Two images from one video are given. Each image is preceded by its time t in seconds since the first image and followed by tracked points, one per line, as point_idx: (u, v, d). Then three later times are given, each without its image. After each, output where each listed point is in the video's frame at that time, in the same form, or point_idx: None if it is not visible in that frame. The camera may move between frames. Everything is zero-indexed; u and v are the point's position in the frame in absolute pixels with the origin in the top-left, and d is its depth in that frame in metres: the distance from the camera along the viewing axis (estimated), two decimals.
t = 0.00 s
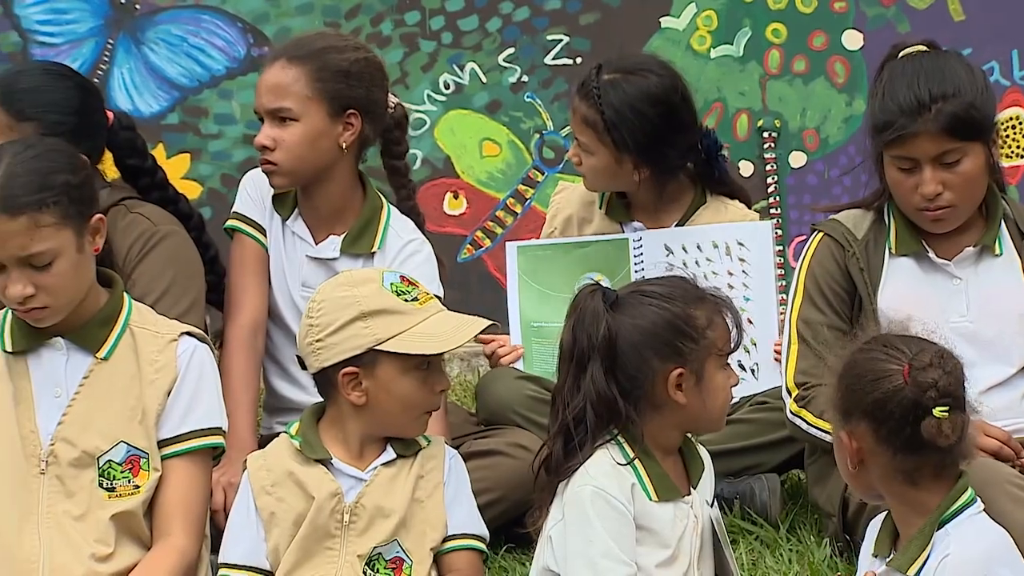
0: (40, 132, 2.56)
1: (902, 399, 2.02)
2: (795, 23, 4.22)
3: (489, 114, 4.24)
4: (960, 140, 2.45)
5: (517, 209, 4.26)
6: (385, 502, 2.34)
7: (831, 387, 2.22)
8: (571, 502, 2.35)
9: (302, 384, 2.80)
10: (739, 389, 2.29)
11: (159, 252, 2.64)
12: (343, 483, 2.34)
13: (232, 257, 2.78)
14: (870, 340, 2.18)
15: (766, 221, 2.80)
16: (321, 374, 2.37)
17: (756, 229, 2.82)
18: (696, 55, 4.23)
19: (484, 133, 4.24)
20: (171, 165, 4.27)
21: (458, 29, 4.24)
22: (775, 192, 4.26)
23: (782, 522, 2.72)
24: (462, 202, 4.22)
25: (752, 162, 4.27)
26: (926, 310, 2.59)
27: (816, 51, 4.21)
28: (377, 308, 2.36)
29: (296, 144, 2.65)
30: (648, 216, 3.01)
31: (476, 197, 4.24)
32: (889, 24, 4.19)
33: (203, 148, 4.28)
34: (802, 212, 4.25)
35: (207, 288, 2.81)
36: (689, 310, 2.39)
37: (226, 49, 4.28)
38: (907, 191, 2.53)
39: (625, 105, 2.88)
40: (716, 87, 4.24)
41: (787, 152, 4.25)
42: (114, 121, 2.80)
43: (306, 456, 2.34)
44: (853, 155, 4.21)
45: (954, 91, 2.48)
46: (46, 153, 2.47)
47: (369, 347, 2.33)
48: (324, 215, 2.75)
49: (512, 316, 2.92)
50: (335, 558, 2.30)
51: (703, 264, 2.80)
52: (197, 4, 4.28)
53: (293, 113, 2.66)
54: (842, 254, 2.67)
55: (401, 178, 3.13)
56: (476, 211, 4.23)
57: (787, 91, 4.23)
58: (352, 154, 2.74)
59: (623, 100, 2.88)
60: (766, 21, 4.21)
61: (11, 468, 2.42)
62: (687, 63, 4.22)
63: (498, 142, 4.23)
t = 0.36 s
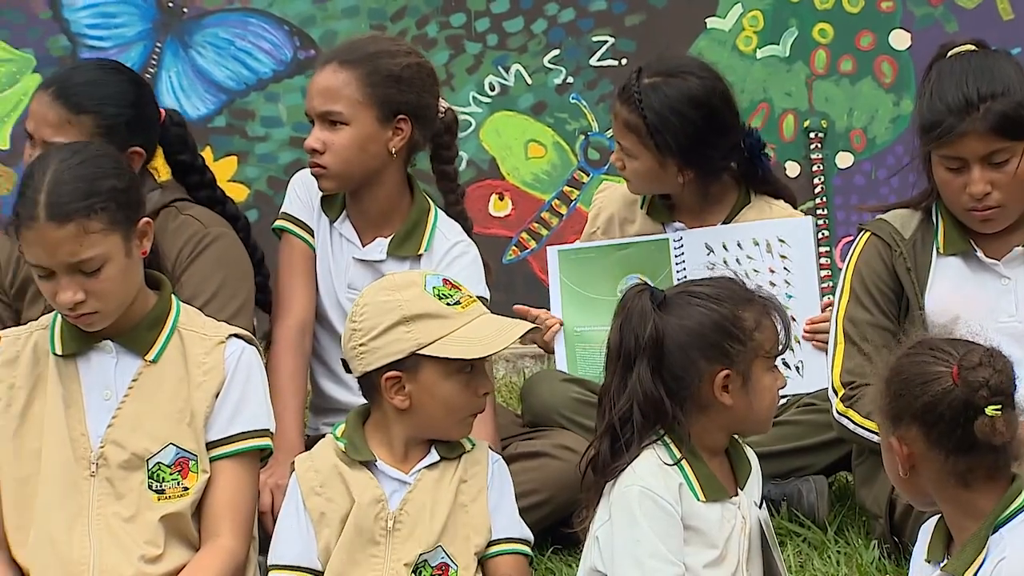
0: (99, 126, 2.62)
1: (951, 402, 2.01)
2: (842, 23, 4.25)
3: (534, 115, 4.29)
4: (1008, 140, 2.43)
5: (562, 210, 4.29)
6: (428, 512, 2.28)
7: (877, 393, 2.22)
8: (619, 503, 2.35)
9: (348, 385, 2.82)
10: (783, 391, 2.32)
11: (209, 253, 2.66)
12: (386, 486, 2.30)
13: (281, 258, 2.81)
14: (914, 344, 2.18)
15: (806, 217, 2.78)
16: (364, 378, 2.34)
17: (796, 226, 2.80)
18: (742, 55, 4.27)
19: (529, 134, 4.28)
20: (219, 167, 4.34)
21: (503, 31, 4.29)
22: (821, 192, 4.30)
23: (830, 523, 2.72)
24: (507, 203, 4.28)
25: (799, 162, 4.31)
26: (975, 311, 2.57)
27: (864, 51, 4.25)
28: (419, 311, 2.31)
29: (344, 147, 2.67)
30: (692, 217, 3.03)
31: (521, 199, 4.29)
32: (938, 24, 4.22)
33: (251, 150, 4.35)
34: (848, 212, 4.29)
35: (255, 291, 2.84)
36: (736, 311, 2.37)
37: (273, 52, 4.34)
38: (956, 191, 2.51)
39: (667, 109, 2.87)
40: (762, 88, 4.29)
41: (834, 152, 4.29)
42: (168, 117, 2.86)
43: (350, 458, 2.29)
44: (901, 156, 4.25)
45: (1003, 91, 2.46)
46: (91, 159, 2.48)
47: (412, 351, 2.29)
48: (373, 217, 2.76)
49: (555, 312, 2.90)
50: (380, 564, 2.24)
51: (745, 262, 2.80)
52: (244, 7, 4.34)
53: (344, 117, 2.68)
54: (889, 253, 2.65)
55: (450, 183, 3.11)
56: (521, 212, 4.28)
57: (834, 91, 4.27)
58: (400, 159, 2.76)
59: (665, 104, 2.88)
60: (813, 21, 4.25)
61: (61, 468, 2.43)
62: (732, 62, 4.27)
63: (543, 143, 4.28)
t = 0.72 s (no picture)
0: (153, 113, 2.66)
1: (995, 394, 2.00)
2: (886, 22, 4.26)
3: (577, 115, 4.30)
4: None
5: (605, 210, 4.32)
6: (474, 518, 2.25)
7: (913, 406, 2.21)
8: (662, 502, 2.29)
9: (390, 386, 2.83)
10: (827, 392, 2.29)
11: (253, 254, 2.67)
12: (430, 492, 2.27)
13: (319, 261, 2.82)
14: (945, 349, 2.19)
15: (851, 217, 2.77)
16: (403, 385, 2.27)
17: (844, 226, 2.78)
18: (787, 55, 4.27)
19: (572, 135, 4.30)
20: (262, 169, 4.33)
21: (546, 31, 4.29)
22: (866, 192, 4.30)
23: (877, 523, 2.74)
24: (550, 204, 4.29)
25: (843, 162, 4.30)
26: None
27: (908, 49, 4.26)
28: (453, 316, 2.24)
29: (386, 145, 2.68)
30: (735, 215, 3.03)
31: (564, 198, 4.30)
32: (984, 22, 4.24)
33: (294, 151, 4.34)
34: (893, 211, 4.29)
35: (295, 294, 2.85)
36: (779, 311, 2.30)
37: (317, 54, 4.33)
38: (1008, 189, 2.49)
39: (715, 104, 2.88)
40: (806, 87, 4.29)
41: (879, 152, 4.29)
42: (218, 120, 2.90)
43: (393, 465, 2.27)
44: (946, 155, 4.26)
45: None
46: (135, 161, 2.47)
47: (447, 357, 2.22)
48: (414, 214, 2.78)
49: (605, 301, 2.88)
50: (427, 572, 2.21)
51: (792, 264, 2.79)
52: (288, 7, 4.32)
53: (385, 115, 2.69)
54: (940, 252, 2.64)
55: (489, 175, 3.11)
56: (565, 212, 4.29)
57: (878, 89, 4.27)
58: (439, 156, 2.77)
59: (711, 99, 2.89)
60: (857, 19, 4.25)
61: (108, 470, 2.42)
62: (777, 61, 4.27)
63: (587, 143, 4.30)
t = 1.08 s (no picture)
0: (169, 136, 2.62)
1: None
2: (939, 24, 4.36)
3: (627, 122, 4.32)
4: None
5: (654, 215, 4.37)
6: (527, 530, 2.22)
7: (979, 408, 2.15)
8: (714, 511, 2.27)
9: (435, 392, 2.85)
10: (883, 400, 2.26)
11: (306, 263, 2.69)
12: (483, 504, 2.24)
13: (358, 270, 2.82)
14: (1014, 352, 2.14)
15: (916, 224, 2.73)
16: (455, 392, 2.26)
17: (908, 234, 2.74)
18: (838, 58, 4.34)
19: (620, 140, 4.33)
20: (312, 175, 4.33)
21: (595, 37, 4.31)
22: (918, 196, 4.38)
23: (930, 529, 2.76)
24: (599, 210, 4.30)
25: (895, 166, 4.38)
26: None
27: (962, 53, 4.36)
28: (506, 323, 2.21)
29: (427, 151, 2.68)
30: (779, 220, 3.03)
31: (613, 204, 4.33)
32: None
33: (344, 158, 4.33)
34: (947, 215, 4.38)
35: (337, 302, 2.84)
36: (834, 318, 2.28)
37: (367, 60, 4.33)
38: None
39: (750, 109, 2.87)
40: (858, 91, 4.36)
41: (933, 157, 4.37)
42: (267, 157, 2.82)
43: (445, 477, 2.23)
44: (1000, 159, 4.37)
45: None
46: (183, 169, 2.45)
47: (501, 364, 2.20)
48: (453, 221, 2.79)
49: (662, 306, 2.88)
50: None
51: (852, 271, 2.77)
52: (340, 15, 4.31)
53: (427, 122, 2.69)
54: (996, 258, 2.61)
55: (523, 182, 3.12)
56: (614, 218, 4.32)
57: (930, 94, 4.37)
58: (479, 161, 2.78)
59: (748, 104, 2.88)
60: (908, 22, 4.35)
61: (161, 475, 2.42)
62: (827, 66, 4.34)
63: (635, 148, 4.32)
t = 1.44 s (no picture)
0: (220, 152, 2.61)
1: None
2: (991, 23, 4.46)
3: (676, 122, 4.47)
4: None
5: (703, 215, 4.49)
6: (577, 531, 2.21)
7: None
8: (766, 512, 2.26)
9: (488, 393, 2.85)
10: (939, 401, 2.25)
11: (353, 263, 2.70)
12: (533, 504, 2.23)
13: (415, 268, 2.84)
14: None
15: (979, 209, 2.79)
16: (508, 391, 2.25)
17: (971, 216, 2.82)
18: (888, 58, 4.46)
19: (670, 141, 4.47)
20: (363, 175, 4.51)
21: (643, 37, 4.47)
22: (971, 196, 4.46)
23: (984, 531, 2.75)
24: (648, 210, 4.45)
25: (945, 166, 4.48)
26: None
27: (1013, 52, 4.45)
28: (564, 324, 2.21)
29: (486, 161, 2.67)
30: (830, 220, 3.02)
31: (662, 204, 4.47)
32: None
33: (393, 158, 4.52)
34: (998, 215, 4.47)
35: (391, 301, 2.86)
36: (889, 319, 2.27)
37: (416, 61, 4.51)
38: None
39: (796, 109, 2.89)
40: (909, 91, 4.48)
41: (984, 156, 4.47)
42: (312, 157, 2.81)
43: (496, 477, 2.22)
44: None
45: None
46: (231, 172, 2.43)
47: (557, 364, 2.20)
48: (514, 224, 2.79)
49: (710, 296, 2.88)
50: None
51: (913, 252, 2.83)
52: (387, 16, 4.51)
53: (483, 132, 2.68)
54: None
55: (577, 180, 3.13)
56: (662, 218, 4.46)
57: (981, 93, 4.46)
58: (535, 166, 2.77)
59: (794, 102, 2.89)
60: (960, 23, 4.45)
61: (211, 475, 2.43)
62: (878, 67, 4.46)
63: (685, 149, 4.46)
